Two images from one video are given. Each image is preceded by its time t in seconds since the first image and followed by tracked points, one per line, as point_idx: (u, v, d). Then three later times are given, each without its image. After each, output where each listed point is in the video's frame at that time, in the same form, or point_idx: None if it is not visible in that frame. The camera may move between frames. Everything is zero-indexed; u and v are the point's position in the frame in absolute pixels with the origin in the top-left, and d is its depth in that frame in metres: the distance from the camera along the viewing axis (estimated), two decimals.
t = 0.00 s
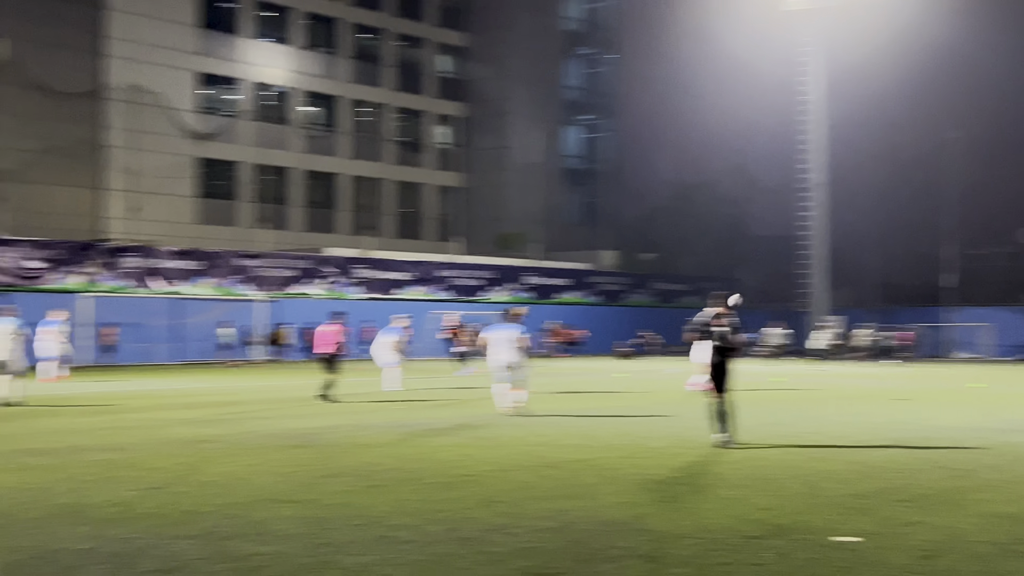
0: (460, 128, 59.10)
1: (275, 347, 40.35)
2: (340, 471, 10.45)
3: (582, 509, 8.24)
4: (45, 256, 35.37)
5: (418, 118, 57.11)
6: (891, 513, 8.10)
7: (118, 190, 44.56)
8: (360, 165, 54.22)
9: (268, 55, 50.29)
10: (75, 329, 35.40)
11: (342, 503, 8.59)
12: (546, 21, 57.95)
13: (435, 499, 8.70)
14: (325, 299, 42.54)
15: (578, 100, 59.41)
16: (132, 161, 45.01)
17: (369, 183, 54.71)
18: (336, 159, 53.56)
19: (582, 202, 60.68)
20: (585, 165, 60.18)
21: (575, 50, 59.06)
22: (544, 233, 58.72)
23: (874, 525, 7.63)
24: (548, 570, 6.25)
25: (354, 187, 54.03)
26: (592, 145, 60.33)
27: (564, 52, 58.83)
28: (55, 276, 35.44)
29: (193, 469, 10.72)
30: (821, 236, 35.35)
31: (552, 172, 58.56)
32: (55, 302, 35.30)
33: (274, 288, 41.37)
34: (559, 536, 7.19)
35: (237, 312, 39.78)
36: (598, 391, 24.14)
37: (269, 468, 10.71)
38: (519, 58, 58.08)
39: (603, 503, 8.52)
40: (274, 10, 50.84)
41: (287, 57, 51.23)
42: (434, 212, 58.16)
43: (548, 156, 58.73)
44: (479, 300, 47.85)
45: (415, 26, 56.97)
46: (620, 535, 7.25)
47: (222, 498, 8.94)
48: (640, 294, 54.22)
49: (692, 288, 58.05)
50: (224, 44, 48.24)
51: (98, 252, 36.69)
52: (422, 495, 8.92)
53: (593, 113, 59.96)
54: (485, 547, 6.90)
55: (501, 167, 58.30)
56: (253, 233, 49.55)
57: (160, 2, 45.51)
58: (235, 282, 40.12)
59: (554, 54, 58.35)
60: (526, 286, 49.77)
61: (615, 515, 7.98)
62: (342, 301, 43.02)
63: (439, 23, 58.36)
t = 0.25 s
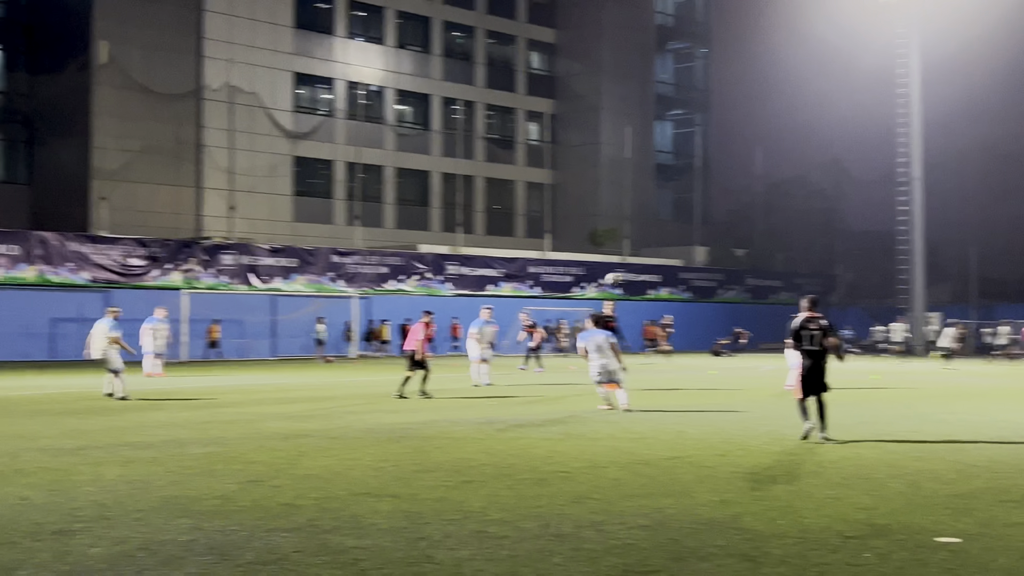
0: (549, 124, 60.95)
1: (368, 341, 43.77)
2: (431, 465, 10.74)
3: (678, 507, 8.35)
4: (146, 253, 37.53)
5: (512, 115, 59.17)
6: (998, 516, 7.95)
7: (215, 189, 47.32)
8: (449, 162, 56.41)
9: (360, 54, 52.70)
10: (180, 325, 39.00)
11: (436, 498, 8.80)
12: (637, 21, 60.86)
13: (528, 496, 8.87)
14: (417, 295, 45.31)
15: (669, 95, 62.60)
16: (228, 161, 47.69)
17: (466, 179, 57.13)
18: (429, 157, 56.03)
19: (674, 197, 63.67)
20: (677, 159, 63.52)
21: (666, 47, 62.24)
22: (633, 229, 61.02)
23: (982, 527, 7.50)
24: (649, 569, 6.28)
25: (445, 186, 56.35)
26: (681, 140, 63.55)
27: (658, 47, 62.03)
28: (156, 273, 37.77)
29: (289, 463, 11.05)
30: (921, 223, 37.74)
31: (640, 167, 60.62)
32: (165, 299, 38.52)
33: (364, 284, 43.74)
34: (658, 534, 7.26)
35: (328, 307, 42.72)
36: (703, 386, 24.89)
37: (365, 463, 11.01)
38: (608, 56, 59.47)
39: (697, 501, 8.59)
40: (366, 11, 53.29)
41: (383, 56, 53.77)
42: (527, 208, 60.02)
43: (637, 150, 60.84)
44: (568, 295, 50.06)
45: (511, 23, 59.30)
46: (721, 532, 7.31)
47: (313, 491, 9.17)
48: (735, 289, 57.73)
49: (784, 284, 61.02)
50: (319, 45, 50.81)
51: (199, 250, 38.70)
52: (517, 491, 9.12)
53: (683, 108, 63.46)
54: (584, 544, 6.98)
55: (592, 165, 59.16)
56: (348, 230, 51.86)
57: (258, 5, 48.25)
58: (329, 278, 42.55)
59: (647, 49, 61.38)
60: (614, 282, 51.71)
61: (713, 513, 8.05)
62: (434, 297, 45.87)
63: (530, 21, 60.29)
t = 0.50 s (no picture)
0: (641, 117, 62.68)
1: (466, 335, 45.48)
2: (529, 459, 11.82)
3: (765, 502, 9.19)
4: (245, 248, 38.92)
5: (603, 107, 61.16)
6: None
7: (312, 185, 49.06)
8: (543, 155, 58.23)
9: (450, 50, 54.96)
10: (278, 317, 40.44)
11: (536, 492, 9.81)
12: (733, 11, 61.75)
13: (622, 491, 9.81)
14: (509, 288, 46.89)
15: (765, 85, 64.08)
16: (324, 157, 49.46)
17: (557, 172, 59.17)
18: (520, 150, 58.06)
19: (768, 189, 64.61)
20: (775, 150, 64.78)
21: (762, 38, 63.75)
22: (728, 222, 62.51)
23: None
24: (739, 564, 7.07)
25: (537, 178, 58.23)
26: (778, 132, 64.83)
27: (752, 37, 63.35)
28: (255, 268, 39.21)
29: (391, 456, 12.17)
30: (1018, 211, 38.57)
31: (735, 159, 61.99)
32: (263, 292, 40.08)
33: (457, 278, 45.33)
34: (748, 530, 8.10)
35: (421, 302, 44.17)
36: (787, 381, 26.42)
37: (460, 457, 12.01)
38: (701, 48, 60.89)
39: (780, 497, 9.45)
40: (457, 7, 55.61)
41: (476, 53, 55.79)
42: (620, 202, 62.04)
43: (732, 142, 62.29)
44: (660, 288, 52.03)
45: (604, 16, 61.27)
46: (809, 528, 8.12)
47: (417, 484, 10.18)
48: (826, 282, 58.80)
49: (879, 276, 61.28)
50: (412, 40, 53.01)
51: (297, 244, 40.37)
52: (614, 485, 10.09)
53: (779, 99, 64.51)
54: (676, 538, 7.86)
55: (685, 158, 61.05)
56: (440, 225, 54.08)
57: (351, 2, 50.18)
58: (422, 272, 44.05)
59: (742, 41, 62.62)
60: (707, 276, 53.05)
61: (800, 509, 8.87)
62: (525, 290, 47.36)
63: (621, 14, 62.19)
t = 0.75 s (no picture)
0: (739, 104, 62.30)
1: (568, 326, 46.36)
2: (626, 449, 11.88)
3: (873, 495, 8.89)
4: (344, 241, 40.50)
5: (699, 95, 61.30)
6: None
7: (408, 178, 50.12)
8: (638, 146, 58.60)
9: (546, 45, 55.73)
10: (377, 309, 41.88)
11: (633, 482, 9.87)
12: None
13: (721, 481, 9.73)
14: (606, 278, 47.61)
15: (867, 70, 61.48)
16: (421, 150, 50.54)
17: (652, 163, 59.48)
18: (616, 141, 58.48)
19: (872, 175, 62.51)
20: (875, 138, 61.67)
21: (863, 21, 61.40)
22: (830, 210, 60.76)
23: None
24: (844, 556, 6.91)
25: (633, 169, 58.89)
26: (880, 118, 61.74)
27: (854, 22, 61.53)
28: (354, 261, 40.74)
29: (490, 446, 12.52)
30: None
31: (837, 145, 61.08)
32: (362, 284, 41.65)
33: (553, 269, 46.37)
34: (853, 522, 7.88)
35: (516, 292, 45.10)
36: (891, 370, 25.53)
37: (557, 447, 12.24)
38: (800, 31, 60.36)
39: (892, 490, 9.09)
40: None
41: (572, 46, 56.86)
42: (718, 190, 61.41)
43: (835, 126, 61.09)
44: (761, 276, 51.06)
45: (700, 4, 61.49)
46: (922, 522, 7.81)
47: (514, 473, 10.45)
48: (938, 269, 56.62)
49: (992, 264, 59.10)
50: (507, 32, 54.05)
51: (394, 236, 41.69)
52: (711, 476, 10.00)
53: (885, 84, 61.90)
54: (782, 531, 7.69)
55: (784, 145, 60.15)
56: (536, 217, 54.80)
57: None
58: (518, 264, 45.09)
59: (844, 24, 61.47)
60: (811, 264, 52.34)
61: (913, 502, 8.53)
62: (621, 280, 47.77)
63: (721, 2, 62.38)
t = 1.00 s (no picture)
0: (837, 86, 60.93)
1: (668, 314, 47.02)
2: (722, 437, 11.79)
3: (985, 485, 8.55)
4: (439, 230, 41.60)
5: (797, 77, 59.68)
6: None
7: (502, 166, 50.79)
8: (735, 130, 57.39)
9: (640, 28, 54.96)
10: (472, 297, 42.66)
11: (729, 470, 9.83)
12: None
13: (822, 469, 9.54)
14: (700, 266, 47.29)
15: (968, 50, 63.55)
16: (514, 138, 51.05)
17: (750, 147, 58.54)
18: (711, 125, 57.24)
19: (974, 156, 62.98)
20: (978, 117, 63.63)
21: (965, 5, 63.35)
22: (930, 194, 60.24)
23: None
24: (952, 546, 6.77)
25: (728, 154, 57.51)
26: (982, 98, 64.17)
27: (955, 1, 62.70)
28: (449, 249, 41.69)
29: (584, 434, 12.70)
30: None
31: (938, 127, 59.91)
32: (457, 274, 42.59)
33: (646, 256, 45.93)
34: (961, 511, 7.68)
35: (610, 280, 45.10)
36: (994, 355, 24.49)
37: (653, 435, 12.31)
38: (900, 11, 59.15)
39: (1008, 480, 8.70)
40: None
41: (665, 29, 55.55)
42: (815, 173, 60.19)
43: (936, 109, 60.00)
44: (860, 261, 50.34)
45: None
46: None
47: (609, 462, 10.60)
48: None
49: None
50: (599, 18, 53.74)
51: (488, 225, 42.54)
52: (811, 464, 9.82)
53: (984, 63, 64.20)
54: (885, 520, 7.54)
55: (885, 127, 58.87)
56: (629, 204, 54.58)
57: None
58: (612, 251, 45.04)
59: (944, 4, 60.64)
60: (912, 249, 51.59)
61: None
62: (717, 267, 47.48)
63: None
